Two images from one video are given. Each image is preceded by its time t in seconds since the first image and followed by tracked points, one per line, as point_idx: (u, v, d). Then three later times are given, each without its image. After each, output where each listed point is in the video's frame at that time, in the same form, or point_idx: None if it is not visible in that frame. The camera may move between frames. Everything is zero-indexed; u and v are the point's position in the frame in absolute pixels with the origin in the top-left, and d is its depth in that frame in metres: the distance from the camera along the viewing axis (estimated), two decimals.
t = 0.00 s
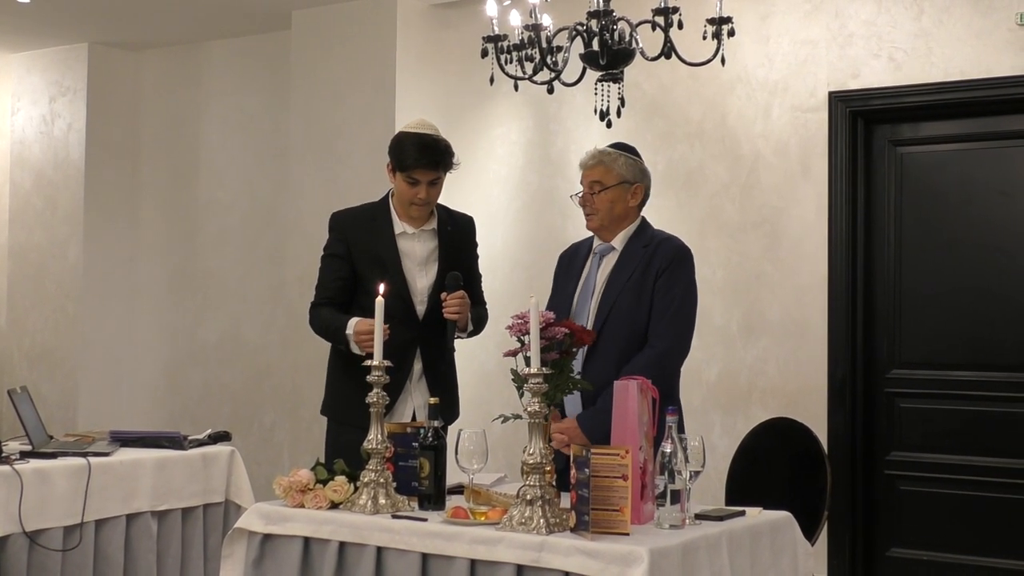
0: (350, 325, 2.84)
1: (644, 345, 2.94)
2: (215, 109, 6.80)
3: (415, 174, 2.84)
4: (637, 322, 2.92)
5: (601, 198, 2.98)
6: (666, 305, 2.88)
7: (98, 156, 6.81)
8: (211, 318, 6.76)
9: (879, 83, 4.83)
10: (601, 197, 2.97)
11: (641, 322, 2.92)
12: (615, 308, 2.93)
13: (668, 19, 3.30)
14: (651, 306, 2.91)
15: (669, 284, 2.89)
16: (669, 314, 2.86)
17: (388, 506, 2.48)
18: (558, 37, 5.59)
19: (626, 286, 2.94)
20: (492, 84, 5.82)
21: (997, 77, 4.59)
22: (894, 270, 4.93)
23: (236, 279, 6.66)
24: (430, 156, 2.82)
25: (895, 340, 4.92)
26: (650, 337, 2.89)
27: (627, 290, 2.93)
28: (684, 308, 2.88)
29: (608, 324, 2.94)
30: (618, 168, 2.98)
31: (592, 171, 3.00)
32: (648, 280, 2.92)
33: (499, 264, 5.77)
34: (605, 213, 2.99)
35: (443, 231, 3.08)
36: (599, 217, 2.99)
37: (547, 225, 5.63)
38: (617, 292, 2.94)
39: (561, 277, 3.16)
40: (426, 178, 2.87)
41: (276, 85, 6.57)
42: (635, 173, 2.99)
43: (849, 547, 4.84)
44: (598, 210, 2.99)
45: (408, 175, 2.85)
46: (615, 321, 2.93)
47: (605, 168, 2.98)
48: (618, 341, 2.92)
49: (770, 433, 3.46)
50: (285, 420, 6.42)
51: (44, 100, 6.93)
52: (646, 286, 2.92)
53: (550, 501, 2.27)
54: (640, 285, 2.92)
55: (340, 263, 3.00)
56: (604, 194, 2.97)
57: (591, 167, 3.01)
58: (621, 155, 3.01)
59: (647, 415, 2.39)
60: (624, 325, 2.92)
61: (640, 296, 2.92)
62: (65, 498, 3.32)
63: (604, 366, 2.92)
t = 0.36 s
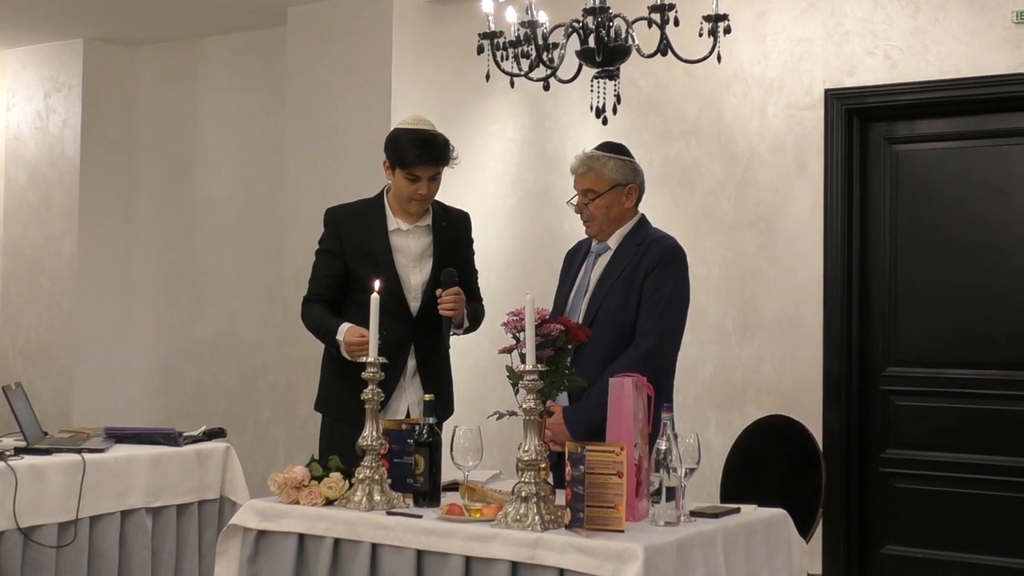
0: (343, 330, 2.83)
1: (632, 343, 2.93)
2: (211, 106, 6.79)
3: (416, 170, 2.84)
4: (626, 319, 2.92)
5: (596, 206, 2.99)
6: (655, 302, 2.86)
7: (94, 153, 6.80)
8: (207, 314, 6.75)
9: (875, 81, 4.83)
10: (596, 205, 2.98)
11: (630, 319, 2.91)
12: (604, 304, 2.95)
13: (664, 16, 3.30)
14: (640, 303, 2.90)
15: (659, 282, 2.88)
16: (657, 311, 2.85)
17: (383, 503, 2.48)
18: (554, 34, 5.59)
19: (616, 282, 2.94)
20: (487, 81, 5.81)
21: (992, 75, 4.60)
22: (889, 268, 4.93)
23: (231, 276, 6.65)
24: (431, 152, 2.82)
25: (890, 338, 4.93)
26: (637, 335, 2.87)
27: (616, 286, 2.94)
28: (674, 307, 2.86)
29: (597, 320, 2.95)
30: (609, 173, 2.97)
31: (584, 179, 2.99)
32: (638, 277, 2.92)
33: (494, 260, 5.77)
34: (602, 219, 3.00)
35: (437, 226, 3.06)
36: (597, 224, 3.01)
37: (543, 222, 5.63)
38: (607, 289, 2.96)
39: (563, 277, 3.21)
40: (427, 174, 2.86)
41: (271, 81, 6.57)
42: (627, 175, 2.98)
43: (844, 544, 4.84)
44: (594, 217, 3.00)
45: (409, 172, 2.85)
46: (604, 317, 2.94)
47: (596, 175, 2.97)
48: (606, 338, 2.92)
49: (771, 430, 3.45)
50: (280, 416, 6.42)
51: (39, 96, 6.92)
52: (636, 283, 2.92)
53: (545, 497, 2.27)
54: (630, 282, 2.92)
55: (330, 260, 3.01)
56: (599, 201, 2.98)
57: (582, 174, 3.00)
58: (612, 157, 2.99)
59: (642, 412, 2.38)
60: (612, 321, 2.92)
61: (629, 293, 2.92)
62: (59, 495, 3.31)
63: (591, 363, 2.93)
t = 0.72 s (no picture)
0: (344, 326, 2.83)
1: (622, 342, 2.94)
2: (205, 102, 6.78)
3: (404, 168, 2.84)
4: (615, 320, 2.92)
5: (586, 203, 3.00)
6: (642, 301, 2.86)
7: (87, 149, 6.78)
8: (199, 311, 6.74)
9: (869, 82, 4.84)
10: (585, 202, 2.99)
11: (619, 319, 2.92)
12: (594, 304, 2.95)
13: (659, 15, 3.30)
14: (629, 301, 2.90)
15: (647, 280, 2.88)
16: (646, 310, 2.84)
17: (374, 501, 2.47)
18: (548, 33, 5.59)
19: (604, 282, 2.95)
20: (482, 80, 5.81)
21: (986, 77, 4.61)
22: (882, 269, 4.93)
23: (225, 273, 6.64)
24: (420, 150, 2.81)
25: (883, 339, 4.93)
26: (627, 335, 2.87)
27: (605, 286, 2.94)
28: (661, 305, 2.85)
29: (588, 320, 2.95)
30: (600, 172, 2.99)
31: (575, 176, 3.00)
32: (625, 276, 2.92)
33: (488, 259, 5.77)
34: (591, 217, 3.01)
35: (430, 225, 3.06)
36: (585, 223, 3.02)
37: (536, 221, 5.63)
38: (596, 289, 2.96)
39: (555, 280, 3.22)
40: (415, 172, 2.86)
41: (265, 78, 6.57)
42: (618, 175, 3.00)
43: (835, 544, 4.85)
44: (583, 214, 3.01)
45: (397, 169, 2.85)
46: (594, 317, 2.94)
47: (587, 173, 2.98)
48: (596, 338, 2.93)
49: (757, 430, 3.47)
50: (272, 414, 6.41)
51: (32, 92, 6.90)
52: (624, 281, 2.92)
53: (536, 496, 2.26)
54: (618, 281, 2.93)
55: (323, 256, 3.01)
56: (589, 199, 2.99)
57: (573, 171, 3.01)
58: (603, 156, 3.01)
59: (634, 412, 2.38)
60: (601, 321, 2.92)
61: (617, 293, 2.92)
62: (50, 492, 3.29)
63: (582, 363, 2.94)
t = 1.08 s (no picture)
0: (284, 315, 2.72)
1: (622, 338, 2.95)
2: (200, 99, 6.77)
3: (393, 165, 2.84)
4: (616, 317, 2.93)
5: (599, 186, 3.01)
6: (644, 298, 2.88)
7: (82, 146, 6.77)
8: (194, 308, 6.73)
9: (864, 82, 4.84)
10: (600, 185, 3.01)
11: (620, 316, 2.93)
12: (593, 302, 2.95)
13: (655, 14, 3.30)
14: (629, 298, 2.92)
15: (647, 277, 2.90)
16: (647, 308, 2.87)
17: (368, 499, 2.48)
18: (544, 32, 5.59)
19: (605, 279, 2.95)
20: (477, 78, 5.81)
21: (981, 77, 4.61)
22: (877, 268, 4.94)
23: (220, 270, 6.64)
24: (409, 147, 2.81)
25: (877, 338, 4.94)
26: (628, 332, 2.89)
27: (605, 283, 2.94)
28: (661, 301, 2.88)
29: (586, 319, 2.95)
30: (617, 160, 3.04)
31: (593, 158, 3.02)
32: (625, 273, 2.93)
33: (483, 258, 5.77)
34: (601, 201, 3.02)
35: (420, 223, 3.07)
36: (596, 206, 3.01)
37: (532, 219, 5.63)
38: (595, 286, 2.96)
39: (544, 276, 3.17)
40: (403, 170, 2.86)
41: (260, 76, 6.56)
42: (627, 169, 3.08)
43: (829, 543, 4.86)
44: (594, 197, 3.01)
45: (385, 166, 2.85)
46: (593, 316, 2.94)
47: (607, 157, 3.02)
48: (595, 336, 2.93)
49: (755, 432, 3.45)
50: (267, 412, 6.40)
51: (27, 89, 6.88)
52: (623, 279, 2.93)
53: (531, 495, 2.27)
54: (618, 278, 2.94)
55: (309, 253, 2.99)
56: (604, 182, 3.01)
57: (589, 155, 3.03)
58: (615, 148, 3.08)
59: (628, 411, 2.38)
60: (602, 319, 2.93)
61: (618, 289, 2.93)
62: (44, 488, 3.27)
63: (583, 360, 2.93)
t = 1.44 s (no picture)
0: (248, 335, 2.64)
1: (625, 338, 2.96)
2: (192, 99, 6.76)
3: (376, 167, 2.78)
4: (618, 316, 2.93)
5: (595, 186, 3.03)
6: (647, 296, 2.89)
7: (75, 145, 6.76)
8: (187, 309, 6.71)
9: (856, 83, 4.85)
10: (596, 184, 3.03)
11: (621, 314, 2.93)
12: (592, 305, 2.95)
13: (647, 16, 3.30)
14: (631, 297, 2.93)
15: (648, 277, 2.91)
16: (649, 308, 2.88)
17: (360, 500, 2.48)
18: (537, 33, 5.60)
19: (606, 278, 2.95)
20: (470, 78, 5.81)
21: (972, 78, 4.63)
22: (869, 268, 4.95)
23: (212, 271, 6.62)
24: (393, 149, 2.77)
25: (869, 339, 4.95)
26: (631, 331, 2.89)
27: (606, 282, 2.95)
28: (662, 299, 2.90)
29: (587, 322, 2.95)
30: (610, 163, 3.08)
31: (588, 159, 3.05)
32: (626, 273, 2.94)
33: (476, 258, 5.76)
34: (597, 201, 3.03)
35: (392, 225, 2.99)
36: (592, 205, 3.02)
37: (525, 220, 5.63)
38: (596, 285, 2.96)
39: (533, 278, 3.13)
40: (385, 173, 2.80)
41: (253, 76, 6.56)
42: (618, 173, 3.11)
43: (821, 543, 4.87)
44: (590, 196, 3.03)
45: (368, 167, 2.78)
46: (594, 318, 2.94)
47: (602, 158, 3.05)
48: (597, 339, 2.93)
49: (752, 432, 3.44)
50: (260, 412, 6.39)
51: (19, 89, 6.87)
52: (623, 280, 2.94)
53: (523, 496, 2.26)
54: (618, 278, 2.94)
55: (279, 255, 2.84)
56: (599, 183, 3.03)
57: (584, 156, 3.06)
58: (606, 153, 3.12)
59: (620, 411, 2.39)
60: (604, 318, 2.93)
61: (619, 289, 2.94)
62: (36, 489, 3.24)
63: (587, 359, 2.95)
